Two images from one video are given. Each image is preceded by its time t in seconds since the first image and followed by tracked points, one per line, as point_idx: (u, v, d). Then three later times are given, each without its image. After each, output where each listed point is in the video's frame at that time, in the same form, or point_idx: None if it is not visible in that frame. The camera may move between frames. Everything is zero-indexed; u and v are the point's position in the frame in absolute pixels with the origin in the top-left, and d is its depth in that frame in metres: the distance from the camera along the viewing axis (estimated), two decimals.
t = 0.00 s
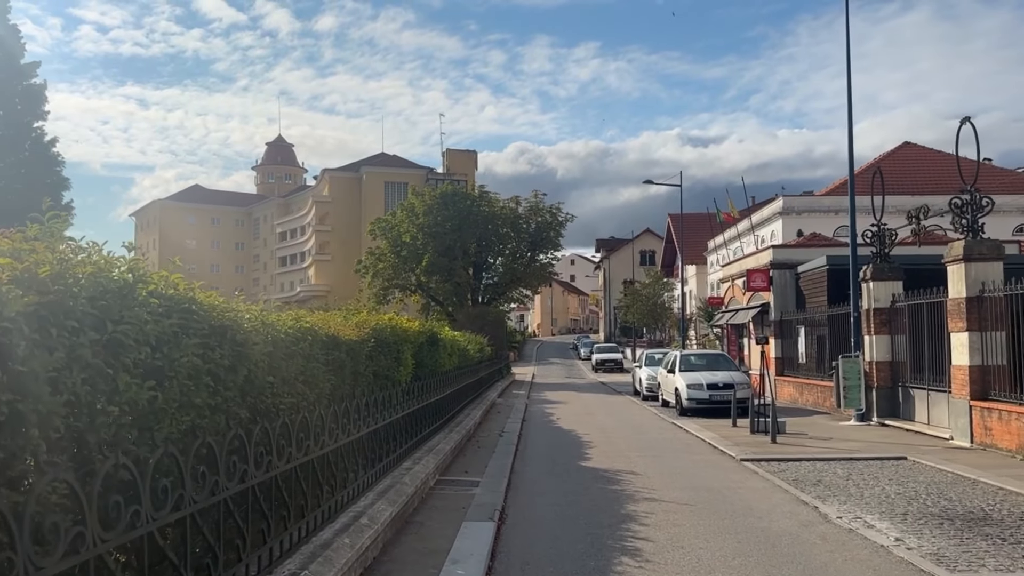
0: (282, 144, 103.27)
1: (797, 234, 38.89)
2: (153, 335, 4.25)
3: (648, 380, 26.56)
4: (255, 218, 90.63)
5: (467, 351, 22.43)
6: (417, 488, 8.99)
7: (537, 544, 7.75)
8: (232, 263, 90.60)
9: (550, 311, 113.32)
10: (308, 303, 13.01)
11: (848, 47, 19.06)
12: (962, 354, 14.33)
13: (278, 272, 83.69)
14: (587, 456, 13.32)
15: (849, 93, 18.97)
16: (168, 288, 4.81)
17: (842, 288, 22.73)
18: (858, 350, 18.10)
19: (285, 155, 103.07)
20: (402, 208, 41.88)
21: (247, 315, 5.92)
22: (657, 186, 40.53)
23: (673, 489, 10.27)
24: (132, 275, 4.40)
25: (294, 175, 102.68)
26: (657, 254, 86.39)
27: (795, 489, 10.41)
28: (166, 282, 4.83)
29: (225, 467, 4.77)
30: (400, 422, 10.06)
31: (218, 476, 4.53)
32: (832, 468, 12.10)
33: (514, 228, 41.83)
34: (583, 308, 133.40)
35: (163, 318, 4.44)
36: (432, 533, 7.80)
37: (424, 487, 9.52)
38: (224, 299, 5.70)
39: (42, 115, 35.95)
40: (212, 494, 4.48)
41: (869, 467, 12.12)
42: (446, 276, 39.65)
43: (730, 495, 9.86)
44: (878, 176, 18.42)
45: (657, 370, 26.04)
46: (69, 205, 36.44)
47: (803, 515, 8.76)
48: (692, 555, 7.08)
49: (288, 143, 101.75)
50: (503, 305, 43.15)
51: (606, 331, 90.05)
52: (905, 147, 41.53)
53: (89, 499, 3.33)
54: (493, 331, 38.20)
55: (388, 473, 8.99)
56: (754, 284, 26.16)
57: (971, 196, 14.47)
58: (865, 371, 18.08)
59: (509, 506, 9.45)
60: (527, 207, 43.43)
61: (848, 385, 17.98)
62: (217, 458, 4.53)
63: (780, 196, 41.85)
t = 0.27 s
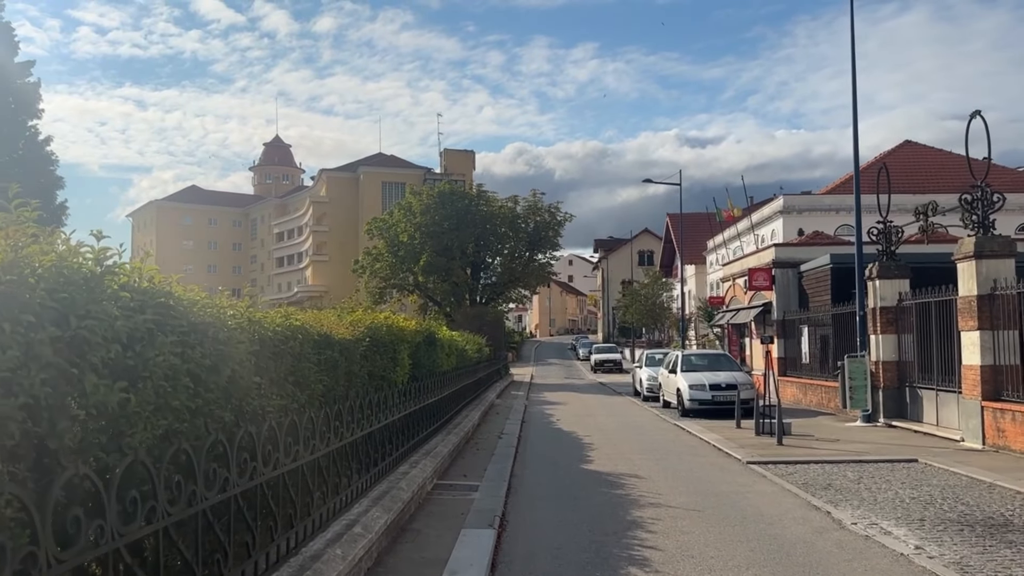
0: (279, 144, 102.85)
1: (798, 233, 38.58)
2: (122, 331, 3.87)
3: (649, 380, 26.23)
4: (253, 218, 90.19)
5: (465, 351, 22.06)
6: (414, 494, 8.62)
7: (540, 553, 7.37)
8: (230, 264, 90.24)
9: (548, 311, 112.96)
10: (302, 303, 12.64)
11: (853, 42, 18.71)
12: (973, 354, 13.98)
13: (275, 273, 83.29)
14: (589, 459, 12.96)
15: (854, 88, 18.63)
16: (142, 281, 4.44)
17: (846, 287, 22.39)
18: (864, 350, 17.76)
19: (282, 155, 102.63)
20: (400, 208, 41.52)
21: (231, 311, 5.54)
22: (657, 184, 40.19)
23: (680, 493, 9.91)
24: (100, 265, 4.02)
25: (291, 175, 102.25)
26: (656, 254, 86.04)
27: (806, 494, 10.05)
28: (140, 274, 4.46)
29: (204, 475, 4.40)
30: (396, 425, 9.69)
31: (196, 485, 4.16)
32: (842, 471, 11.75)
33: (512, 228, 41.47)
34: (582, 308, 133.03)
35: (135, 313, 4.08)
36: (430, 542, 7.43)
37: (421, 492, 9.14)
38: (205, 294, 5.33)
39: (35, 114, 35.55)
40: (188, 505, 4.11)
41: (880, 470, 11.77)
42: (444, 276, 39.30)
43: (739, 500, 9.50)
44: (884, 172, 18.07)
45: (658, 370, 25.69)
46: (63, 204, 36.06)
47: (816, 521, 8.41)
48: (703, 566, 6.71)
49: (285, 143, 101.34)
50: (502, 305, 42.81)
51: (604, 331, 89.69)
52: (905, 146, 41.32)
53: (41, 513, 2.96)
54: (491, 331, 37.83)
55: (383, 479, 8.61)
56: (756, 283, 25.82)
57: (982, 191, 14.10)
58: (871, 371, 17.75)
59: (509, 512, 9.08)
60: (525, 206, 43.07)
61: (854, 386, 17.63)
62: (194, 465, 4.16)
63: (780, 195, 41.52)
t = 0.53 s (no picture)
0: (279, 143, 102.52)
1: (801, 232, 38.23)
2: (89, 335, 3.58)
3: (652, 381, 25.89)
4: (253, 217, 89.81)
5: (466, 351, 21.72)
6: (412, 502, 8.30)
7: (544, 566, 7.03)
8: (230, 263, 89.92)
9: (549, 311, 112.62)
10: (300, 303, 12.36)
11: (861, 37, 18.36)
12: (985, 355, 13.65)
13: (275, 272, 82.96)
14: (592, 463, 12.63)
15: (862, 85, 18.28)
16: (116, 281, 4.14)
17: (852, 286, 22.08)
18: (872, 351, 17.45)
19: (282, 154, 102.26)
20: (400, 207, 41.18)
21: (215, 312, 5.23)
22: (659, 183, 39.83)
23: (687, 500, 9.58)
24: (62, 263, 3.71)
25: (291, 174, 101.88)
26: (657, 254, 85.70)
27: (817, 501, 9.72)
28: (116, 272, 4.16)
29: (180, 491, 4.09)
30: (394, 430, 9.37)
31: (170, 503, 3.86)
32: (854, 476, 11.43)
33: (513, 227, 41.12)
34: (582, 308, 132.67)
35: (103, 314, 3.77)
36: (428, 554, 7.10)
37: (420, 500, 8.85)
38: (188, 294, 5.02)
39: (31, 110, 35.21)
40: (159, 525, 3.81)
41: (893, 475, 11.44)
42: (444, 275, 38.97)
43: (750, 507, 9.17)
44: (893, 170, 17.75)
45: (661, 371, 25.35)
46: (59, 202, 35.70)
47: (831, 531, 8.08)
48: None
49: (285, 142, 100.98)
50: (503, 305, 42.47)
51: (605, 331, 89.33)
52: (908, 144, 40.95)
53: None
54: (492, 331, 37.48)
55: (380, 486, 8.29)
56: (761, 283, 25.50)
57: (995, 188, 13.76)
58: (879, 373, 17.43)
59: (510, 519, 8.78)
60: (526, 206, 42.69)
61: (862, 387, 17.32)
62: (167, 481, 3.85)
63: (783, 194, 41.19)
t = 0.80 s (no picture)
0: (279, 141, 102.16)
1: (804, 231, 37.85)
2: (38, 325, 3.25)
3: (653, 380, 25.51)
4: (252, 215, 89.34)
5: (464, 349, 21.32)
6: (405, 505, 7.94)
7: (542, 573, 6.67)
8: (229, 261, 89.50)
9: (548, 310, 112.26)
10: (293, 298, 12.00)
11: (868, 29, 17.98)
12: (997, 354, 13.29)
13: (274, 270, 82.60)
14: (593, 464, 12.27)
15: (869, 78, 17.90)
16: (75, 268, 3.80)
17: (857, 284, 21.72)
18: (879, 350, 17.09)
19: (282, 152, 101.86)
20: (398, 203, 40.81)
21: (190, 304, 4.87)
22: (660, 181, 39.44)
23: (693, 503, 9.22)
24: (6, 243, 3.41)
25: (291, 172, 101.49)
26: (658, 253, 85.37)
27: (828, 505, 9.35)
28: (75, 255, 3.80)
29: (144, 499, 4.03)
30: (387, 430, 9.02)
31: (129, 512, 3.79)
32: (864, 478, 11.07)
33: (513, 224, 40.72)
34: (582, 307, 132.32)
35: (56, 303, 3.43)
36: (420, 561, 6.74)
37: (414, 502, 8.51)
38: (159, 285, 4.66)
39: (26, 105, 34.86)
40: (119, 535, 3.76)
41: (904, 478, 11.08)
42: (443, 273, 38.57)
43: (758, 511, 8.81)
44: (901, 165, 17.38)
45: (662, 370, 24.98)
46: (52, 197, 35.29)
47: (843, 537, 7.71)
48: None
49: (284, 140, 100.53)
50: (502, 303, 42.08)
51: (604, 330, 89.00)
52: (912, 142, 40.50)
53: None
54: (491, 329, 37.11)
55: (371, 488, 7.93)
56: (764, 281, 25.16)
57: (1008, 182, 13.39)
58: (885, 372, 17.06)
59: (507, 523, 8.44)
60: (526, 203, 42.28)
61: (868, 387, 16.96)
62: (129, 489, 3.78)
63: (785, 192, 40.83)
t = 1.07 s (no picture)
0: (281, 138, 101.88)
1: (809, 230, 37.46)
2: None
3: (656, 381, 25.17)
4: (253, 212, 89.01)
5: (465, 348, 20.98)
6: (402, 512, 7.59)
7: None
8: (230, 258, 89.20)
9: (550, 309, 111.86)
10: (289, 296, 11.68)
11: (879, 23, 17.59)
12: (1012, 356, 12.92)
13: (275, 268, 82.27)
14: (597, 467, 11.94)
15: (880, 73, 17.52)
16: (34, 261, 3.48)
17: (865, 284, 21.49)
18: (889, 350, 16.74)
19: (283, 149, 101.49)
20: (399, 201, 40.47)
21: (169, 302, 4.54)
22: (664, 179, 39.06)
23: (703, 510, 8.89)
24: None
25: (293, 170, 101.14)
26: (660, 252, 85.00)
27: (842, 512, 9.00)
28: (24, 247, 3.50)
29: (159, 496, 3.77)
30: (384, 433, 8.68)
31: (146, 509, 3.54)
32: (877, 484, 10.71)
33: (515, 222, 40.36)
34: (584, 306, 131.93)
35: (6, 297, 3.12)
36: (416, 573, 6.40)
37: (412, 508, 8.17)
38: (134, 280, 4.33)
39: (23, 100, 34.57)
40: (136, 532, 3.51)
41: (918, 484, 10.72)
42: (444, 271, 38.24)
43: (770, 519, 8.47)
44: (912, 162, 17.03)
45: (665, 370, 24.65)
46: (50, 194, 35.05)
47: (861, 549, 7.36)
48: None
49: (286, 137, 100.22)
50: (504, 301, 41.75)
51: (606, 329, 88.54)
52: (918, 141, 40.06)
53: None
54: (493, 328, 36.77)
55: (367, 494, 7.60)
56: (770, 280, 24.83)
57: None
58: (895, 374, 16.72)
59: (510, 530, 8.12)
60: (528, 201, 41.91)
61: (878, 388, 16.59)
62: (143, 485, 3.53)
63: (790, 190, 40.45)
